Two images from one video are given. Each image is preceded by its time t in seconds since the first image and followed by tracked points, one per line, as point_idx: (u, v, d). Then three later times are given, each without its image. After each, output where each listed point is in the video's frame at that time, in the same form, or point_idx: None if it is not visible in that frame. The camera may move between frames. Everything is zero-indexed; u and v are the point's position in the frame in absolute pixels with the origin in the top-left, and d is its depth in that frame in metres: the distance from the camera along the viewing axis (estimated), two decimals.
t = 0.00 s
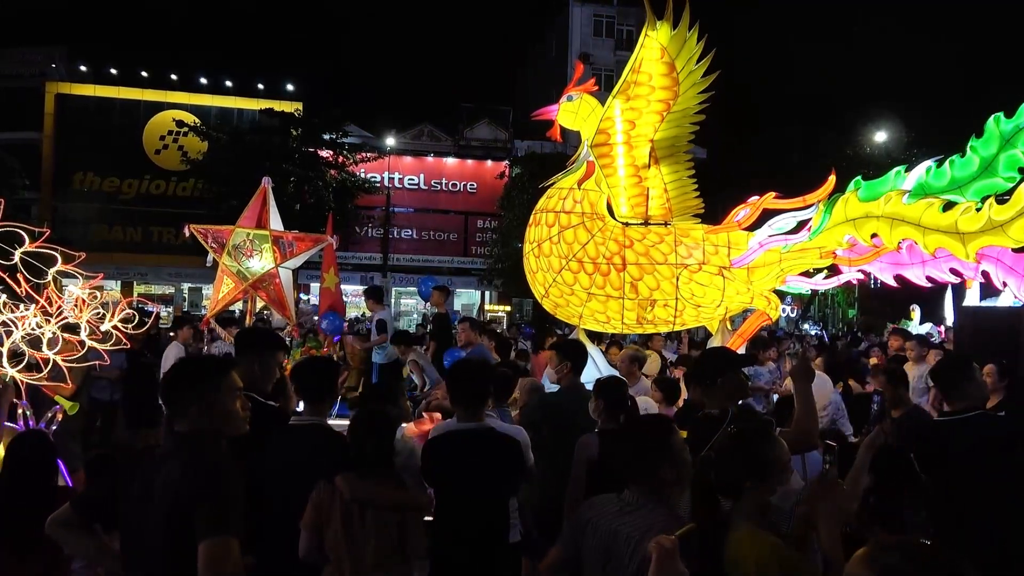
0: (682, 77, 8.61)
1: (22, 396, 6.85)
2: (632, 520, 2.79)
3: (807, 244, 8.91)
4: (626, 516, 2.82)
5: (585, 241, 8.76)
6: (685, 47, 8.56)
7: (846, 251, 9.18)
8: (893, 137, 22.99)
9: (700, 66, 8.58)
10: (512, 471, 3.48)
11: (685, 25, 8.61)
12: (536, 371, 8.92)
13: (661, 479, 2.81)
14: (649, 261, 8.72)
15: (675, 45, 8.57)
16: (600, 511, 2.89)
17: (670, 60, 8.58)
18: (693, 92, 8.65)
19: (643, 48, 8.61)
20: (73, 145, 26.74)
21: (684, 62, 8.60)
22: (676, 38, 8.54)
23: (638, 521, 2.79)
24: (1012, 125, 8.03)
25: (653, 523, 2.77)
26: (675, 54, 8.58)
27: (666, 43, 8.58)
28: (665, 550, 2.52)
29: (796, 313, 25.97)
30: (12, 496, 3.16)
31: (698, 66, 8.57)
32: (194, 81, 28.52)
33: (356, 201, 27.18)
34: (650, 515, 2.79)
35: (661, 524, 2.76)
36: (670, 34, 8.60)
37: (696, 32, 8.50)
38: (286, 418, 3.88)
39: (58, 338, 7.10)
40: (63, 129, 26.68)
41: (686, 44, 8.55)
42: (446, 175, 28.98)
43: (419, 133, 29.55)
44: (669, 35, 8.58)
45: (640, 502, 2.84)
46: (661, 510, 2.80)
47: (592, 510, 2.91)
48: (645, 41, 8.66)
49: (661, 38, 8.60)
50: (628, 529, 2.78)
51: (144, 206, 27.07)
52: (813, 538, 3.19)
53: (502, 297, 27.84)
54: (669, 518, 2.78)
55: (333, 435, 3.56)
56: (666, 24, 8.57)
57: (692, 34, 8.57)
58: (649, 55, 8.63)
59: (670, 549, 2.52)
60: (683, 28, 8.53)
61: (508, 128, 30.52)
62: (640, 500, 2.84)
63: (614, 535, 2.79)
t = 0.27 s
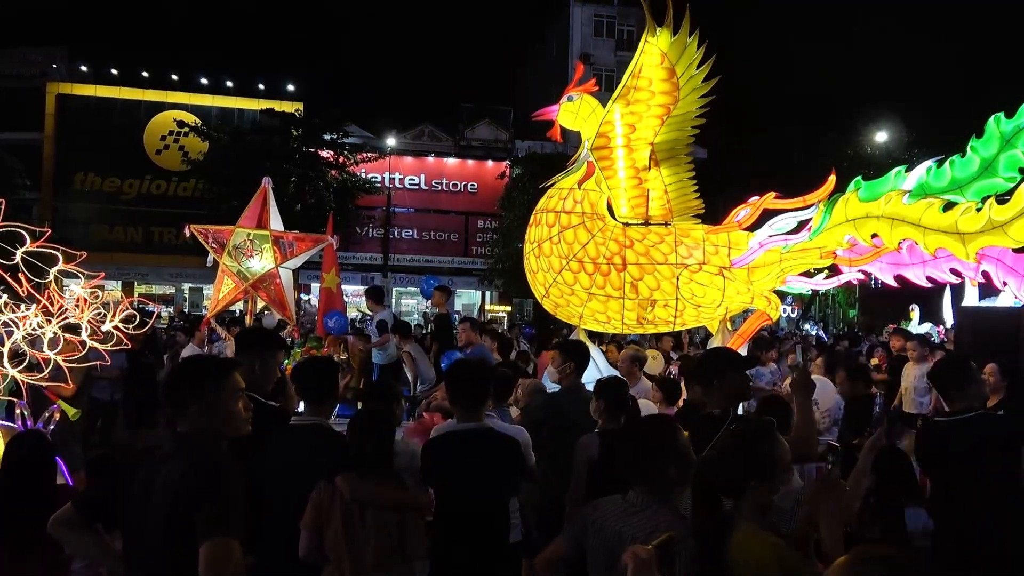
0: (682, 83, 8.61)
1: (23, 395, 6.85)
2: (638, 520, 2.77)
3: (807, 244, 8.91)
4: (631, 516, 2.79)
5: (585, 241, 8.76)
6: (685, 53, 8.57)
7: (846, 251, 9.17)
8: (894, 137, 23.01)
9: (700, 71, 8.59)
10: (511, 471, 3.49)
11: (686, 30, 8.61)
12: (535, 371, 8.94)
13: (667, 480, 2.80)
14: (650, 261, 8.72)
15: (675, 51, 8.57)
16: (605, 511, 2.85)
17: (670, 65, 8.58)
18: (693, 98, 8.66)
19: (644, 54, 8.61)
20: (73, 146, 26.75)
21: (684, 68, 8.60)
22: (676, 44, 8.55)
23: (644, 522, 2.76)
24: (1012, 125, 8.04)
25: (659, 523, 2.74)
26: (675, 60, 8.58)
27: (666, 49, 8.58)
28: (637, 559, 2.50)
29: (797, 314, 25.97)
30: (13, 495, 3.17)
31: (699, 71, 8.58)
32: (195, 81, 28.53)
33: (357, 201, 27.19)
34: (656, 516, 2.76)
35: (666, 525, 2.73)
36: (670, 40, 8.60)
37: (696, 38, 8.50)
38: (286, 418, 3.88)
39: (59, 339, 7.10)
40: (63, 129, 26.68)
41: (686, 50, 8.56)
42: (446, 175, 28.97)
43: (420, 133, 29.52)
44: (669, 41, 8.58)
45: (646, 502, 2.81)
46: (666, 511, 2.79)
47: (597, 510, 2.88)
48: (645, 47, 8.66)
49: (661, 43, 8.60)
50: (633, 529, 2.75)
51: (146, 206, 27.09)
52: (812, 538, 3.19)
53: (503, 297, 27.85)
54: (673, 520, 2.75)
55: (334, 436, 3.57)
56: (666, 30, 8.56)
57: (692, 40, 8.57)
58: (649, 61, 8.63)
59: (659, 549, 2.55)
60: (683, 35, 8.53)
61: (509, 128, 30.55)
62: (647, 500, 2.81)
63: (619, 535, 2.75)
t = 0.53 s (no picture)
0: (683, 91, 8.62)
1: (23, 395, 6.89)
2: (641, 520, 2.74)
3: (807, 244, 8.91)
4: (634, 516, 2.76)
5: (586, 242, 8.75)
6: (686, 62, 8.58)
7: (847, 251, 9.16)
8: (895, 137, 23.01)
9: (702, 79, 8.61)
10: (511, 471, 3.49)
11: (687, 40, 8.63)
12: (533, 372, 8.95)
13: (668, 479, 2.79)
14: (650, 261, 8.72)
15: (675, 60, 8.59)
16: (606, 511, 2.82)
17: (670, 74, 8.59)
18: (694, 105, 8.67)
19: (644, 62, 8.63)
20: (74, 146, 26.75)
21: (684, 76, 8.62)
22: (676, 54, 8.57)
23: (647, 521, 2.73)
24: (1012, 126, 8.04)
25: (662, 523, 2.70)
26: (676, 68, 8.59)
27: (667, 58, 8.59)
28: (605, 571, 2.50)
29: (797, 314, 25.96)
30: (13, 495, 3.17)
31: (700, 79, 8.60)
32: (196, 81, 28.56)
33: (358, 202, 27.20)
34: (658, 516, 2.74)
35: (669, 524, 2.70)
36: (671, 49, 8.61)
37: (696, 47, 8.52)
38: (286, 418, 3.88)
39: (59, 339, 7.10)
40: (64, 130, 26.69)
41: (687, 60, 8.58)
42: (447, 175, 28.97)
43: (420, 133, 29.54)
44: (670, 51, 8.59)
45: (649, 501, 2.78)
46: (668, 510, 2.76)
47: (599, 510, 2.84)
48: (645, 56, 8.67)
49: (662, 53, 8.61)
50: (636, 528, 2.72)
51: (146, 206, 27.10)
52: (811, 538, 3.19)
53: (503, 297, 27.84)
54: (674, 519, 2.72)
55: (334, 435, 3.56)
56: (667, 39, 8.57)
57: (693, 50, 8.59)
58: (649, 70, 8.65)
59: (638, 554, 2.60)
60: (685, 44, 8.55)
61: (510, 128, 30.59)
62: (649, 499, 2.78)
63: (621, 535, 2.72)
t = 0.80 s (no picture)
0: (685, 99, 8.64)
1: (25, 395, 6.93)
2: (643, 521, 2.73)
3: (808, 245, 8.91)
4: (636, 518, 2.75)
5: (587, 242, 8.72)
6: (688, 73, 8.60)
7: (847, 251, 9.14)
8: (895, 137, 23.01)
9: (703, 89, 8.63)
10: (510, 471, 3.49)
11: (688, 51, 8.64)
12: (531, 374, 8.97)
13: (672, 481, 2.78)
14: (651, 261, 8.70)
15: (677, 72, 8.60)
16: (606, 513, 2.82)
17: (671, 84, 8.60)
18: (695, 113, 8.68)
19: (645, 72, 8.63)
20: (75, 146, 26.75)
21: (686, 86, 8.63)
22: (677, 65, 8.57)
23: (649, 523, 2.72)
24: (1013, 126, 8.02)
25: (665, 523, 2.71)
26: (677, 79, 8.60)
27: (667, 69, 8.60)
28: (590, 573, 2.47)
29: (798, 314, 25.95)
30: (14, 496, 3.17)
31: (701, 89, 8.62)
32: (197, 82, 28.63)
33: (358, 202, 27.20)
34: (662, 516, 2.73)
35: (671, 524, 2.71)
36: (672, 60, 8.62)
37: (698, 59, 8.54)
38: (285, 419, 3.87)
39: (59, 339, 7.10)
40: (64, 130, 26.71)
41: (688, 71, 8.60)
42: (447, 175, 28.97)
43: (421, 133, 29.88)
44: (671, 62, 8.59)
45: (650, 503, 2.78)
46: (670, 511, 2.76)
47: (600, 512, 2.84)
48: (645, 66, 8.68)
49: (663, 64, 8.61)
50: (639, 529, 2.71)
51: (147, 206, 27.11)
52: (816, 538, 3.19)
53: (504, 297, 27.84)
54: (678, 519, 2.72)
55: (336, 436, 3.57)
56: (668, 51, 8.57)
57: (694, 62, 8.61)
58: (650, 80, 8.65)
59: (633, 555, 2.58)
60: (686, 55, 8.55)
61: (511, 129, 30.69)
62: (651, 500, 2.77)
63: (624, 536, 2.72)
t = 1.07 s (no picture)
0: (686, 107, 8.63)
1: (26, 395, 6.93)
2: (637, 521, 2.75)
3: (808, 245, 8.91)
4: (629, 518, 2.77)
5: (587, 242, 8.71)
6: (689, 81, 8.60)
7: (848, 251, 9.12)
8: (895, 137, 23.02)
9: (704, 97, 8.62)
10: (510, 471, 3.48)
11: (688, 60, 8.64)
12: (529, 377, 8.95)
13: (666, 482, 2.80)
14: (651, 261, 8.69)
15: (677, 81, 8.60)
16: (601, 514, 2.84)
17: (672, 93, 8.59)
18: (696, 120, 8.67)
19: (646, 81, 8.63)
20: (75, 146, 26.74)
21: (687, 94, 8.63)
22: (678, 74, 8.57)
23: (641, 523, 2.74)
24: (1013, 126, 8.00)
25: (659, 524, 2.73)
26: (677, 87, 8.60)
27: (668, 78, 8.60)
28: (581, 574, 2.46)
29: (798, 314, 25.93)
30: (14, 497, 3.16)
31: (702, 97, 8.62)
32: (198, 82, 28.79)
33: (358, 202, 27.21)
34: (656, 516, 2.76)
35: (667, 524, 2.73)
36: (673, 69, 8.63)
37: (699, 68, 8.55)
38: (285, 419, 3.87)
39: (60, 339, 7.10)
40: (65, 130, 26.71)
41: (689, 80, 8.60)
42: (448, 176, 28.96)
43: (422, 133, 29.75)
44: (672, 71, 8.60)
45: (644, 503, 2.79)
46: (665, 509, 2.78)
47: (595, 512, 2.85)
48: (646, 76, 8.67)
49: (664, 73, 8.61)
50: (635, 530, 2.73)
51: (147, 206, 27.11)
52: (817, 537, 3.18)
53: (504, 297, 27.84)
54: (674, 520, 2.74)
55: (336, 436, 3.57)
56: (668, 60, 8.58)
57: (694, 71, 8.61)
58: (651, 89, 8.64)
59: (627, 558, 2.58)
60: (687, 65, 8.55)
61: (511, 129, 30.70)
62: (645, 501, 2.79)
63: (619, 537, 2.73)
